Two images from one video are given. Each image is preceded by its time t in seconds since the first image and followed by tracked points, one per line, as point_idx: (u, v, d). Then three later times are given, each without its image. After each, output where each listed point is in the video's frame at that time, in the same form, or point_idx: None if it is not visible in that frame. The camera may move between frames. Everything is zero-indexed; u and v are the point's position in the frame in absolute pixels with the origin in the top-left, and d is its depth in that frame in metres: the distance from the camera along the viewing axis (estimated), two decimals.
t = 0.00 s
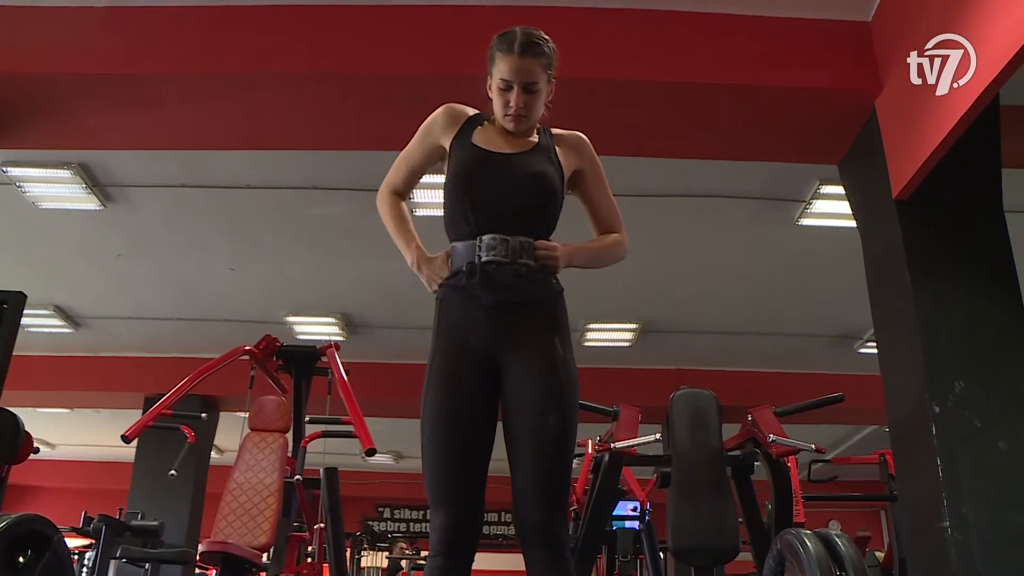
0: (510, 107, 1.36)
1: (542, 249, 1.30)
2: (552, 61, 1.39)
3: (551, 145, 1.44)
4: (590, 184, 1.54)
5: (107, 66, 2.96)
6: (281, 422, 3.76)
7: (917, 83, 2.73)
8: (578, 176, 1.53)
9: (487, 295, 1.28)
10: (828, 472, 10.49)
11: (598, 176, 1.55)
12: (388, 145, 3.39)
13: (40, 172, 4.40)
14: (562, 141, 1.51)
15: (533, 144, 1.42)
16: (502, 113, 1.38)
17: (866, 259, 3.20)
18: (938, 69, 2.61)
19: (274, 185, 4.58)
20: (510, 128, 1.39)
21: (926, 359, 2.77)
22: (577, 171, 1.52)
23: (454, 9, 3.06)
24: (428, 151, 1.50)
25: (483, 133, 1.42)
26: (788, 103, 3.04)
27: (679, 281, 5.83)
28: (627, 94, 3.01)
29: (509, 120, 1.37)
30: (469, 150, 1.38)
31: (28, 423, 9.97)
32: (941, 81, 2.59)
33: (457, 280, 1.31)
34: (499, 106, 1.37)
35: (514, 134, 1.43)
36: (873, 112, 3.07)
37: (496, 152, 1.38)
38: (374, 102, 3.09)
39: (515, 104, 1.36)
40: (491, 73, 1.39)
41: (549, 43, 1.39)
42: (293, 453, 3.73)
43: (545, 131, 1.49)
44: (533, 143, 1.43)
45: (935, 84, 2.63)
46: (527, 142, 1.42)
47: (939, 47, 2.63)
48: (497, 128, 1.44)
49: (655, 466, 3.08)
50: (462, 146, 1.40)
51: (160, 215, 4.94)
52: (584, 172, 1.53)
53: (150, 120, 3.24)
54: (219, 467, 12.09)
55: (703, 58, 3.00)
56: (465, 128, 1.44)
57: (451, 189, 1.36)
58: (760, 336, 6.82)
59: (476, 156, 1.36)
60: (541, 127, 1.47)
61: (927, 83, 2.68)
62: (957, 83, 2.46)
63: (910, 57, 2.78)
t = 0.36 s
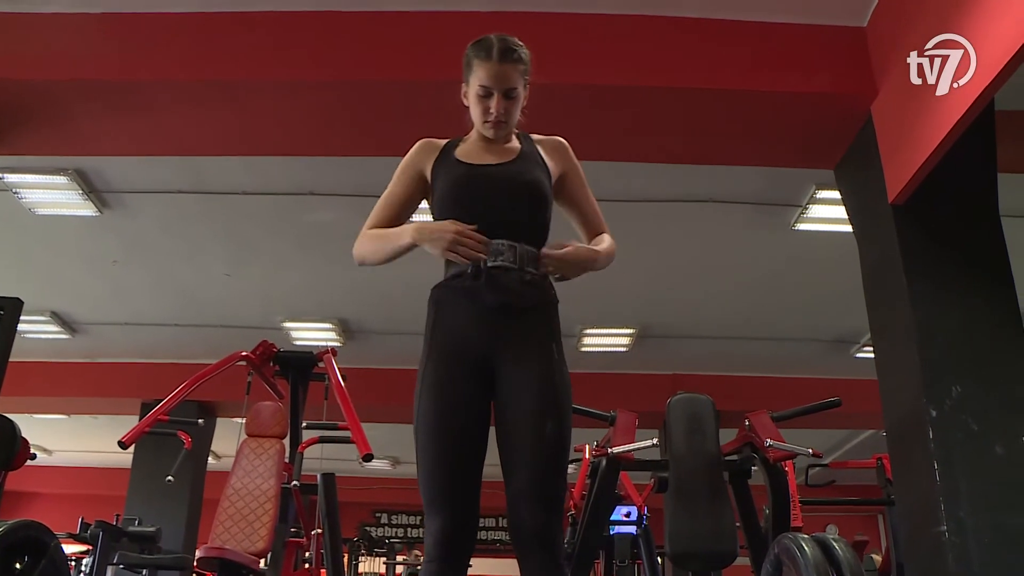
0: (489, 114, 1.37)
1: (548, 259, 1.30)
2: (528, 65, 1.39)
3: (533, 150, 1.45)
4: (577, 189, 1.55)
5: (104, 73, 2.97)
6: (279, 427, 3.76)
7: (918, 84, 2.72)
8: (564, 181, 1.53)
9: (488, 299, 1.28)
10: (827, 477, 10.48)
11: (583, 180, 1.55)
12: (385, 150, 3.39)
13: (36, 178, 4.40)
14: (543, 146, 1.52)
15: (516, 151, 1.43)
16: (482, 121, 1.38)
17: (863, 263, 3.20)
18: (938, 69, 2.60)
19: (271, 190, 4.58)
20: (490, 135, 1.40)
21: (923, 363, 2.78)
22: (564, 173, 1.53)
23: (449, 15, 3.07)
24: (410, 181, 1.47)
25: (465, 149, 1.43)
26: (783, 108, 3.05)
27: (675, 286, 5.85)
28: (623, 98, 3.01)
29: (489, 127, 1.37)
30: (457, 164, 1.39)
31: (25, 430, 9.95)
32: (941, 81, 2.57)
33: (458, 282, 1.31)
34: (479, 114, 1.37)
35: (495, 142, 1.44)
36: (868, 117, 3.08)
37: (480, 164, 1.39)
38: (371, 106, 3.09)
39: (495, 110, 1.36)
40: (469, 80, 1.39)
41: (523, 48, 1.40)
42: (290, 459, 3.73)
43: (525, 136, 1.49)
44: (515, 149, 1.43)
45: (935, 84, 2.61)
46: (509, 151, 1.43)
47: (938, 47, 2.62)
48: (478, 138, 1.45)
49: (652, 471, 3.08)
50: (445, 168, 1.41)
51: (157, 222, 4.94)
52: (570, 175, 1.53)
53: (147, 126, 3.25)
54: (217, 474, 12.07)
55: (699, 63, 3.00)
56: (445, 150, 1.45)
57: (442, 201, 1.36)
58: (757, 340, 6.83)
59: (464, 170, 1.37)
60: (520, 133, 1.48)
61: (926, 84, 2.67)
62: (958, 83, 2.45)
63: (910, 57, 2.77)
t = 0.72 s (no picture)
0: (457, 111, 1.36)
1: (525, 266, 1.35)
2: (493, 64, 1.40)
3: (500, 154, 1.44)
4: (538, 193, 1.53)
5: (103, 74, 2.97)
6: (279, 428, 3.75)
7: (918, 84, 2.72)
8: (527, 184, 1.51)
9: (471, 300, 1.28)
10: (827, 476, 10.49)
11: (545, 185, 1.54)
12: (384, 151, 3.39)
13: (36, 179, 4.40)
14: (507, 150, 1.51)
15: (482, 156, 1.42)
16: (449, 120, 1.37)
17: (863, 262, 3.21)
18: (938, 69, 2.59)
19: (271, 191, 4.58)
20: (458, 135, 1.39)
21: (923, 361, 2.78)
22: (529, 177, 1.51)
23: (448, 15, 3.07)
24: (379, 188, 1.41)
25: (433, 157, 1.42)
26: (783, 107, 3.05)
27: (675, 286, 5.85)
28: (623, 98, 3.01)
29: (456, 125, 1.36)
30: (423, 171, 1.39)
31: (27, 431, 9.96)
32: (941, 81, 2.57)
33: (440, 284, 1.31)
34: (445, 111, 1.36)
35: (460, 147, 1.43)
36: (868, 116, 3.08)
37: (444, 171, 1.39)
38: (370, 107, 3.08)
39: (463, 107, 1.36)
40: (435, 79, 1.38)
41: (487, 47, 1.41)
42: (291, 459, 3.73)
43: (490, 139, 1.49)
44: (481, 153, 1.43)
45: (935, 84, 2.61)
46: (477, 155, 1.42)
47: (938, 47, 2.61)
48: (444, 143, 1.44)
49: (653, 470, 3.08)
50: (413, 177, 1.40)
51: (157, 223, 4.94)
52: (533, 178, 1.52)
53: (147, 126, 3.25)
54: (217, 475, 12.07)
55: (699, 62, 3.00)
56: (411, 156, 1.43)
57: (410, 212, 1.37)
58: (757, 340, 6.83)
59: (430, 178, 1.37)
60: (485, 137, 1.47)
61: (927, 83, 2.67)
62: (958, 83, 2.45)
63: (910, 57, 2.77)
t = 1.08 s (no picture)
0: (467, 99, 1.37)
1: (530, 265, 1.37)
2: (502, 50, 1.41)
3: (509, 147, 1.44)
4: (542, 196, 1.51)
5: (111, 74, 2.98)
6: (288, 426, 3.75)
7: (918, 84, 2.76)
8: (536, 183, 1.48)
9: (475, 300, 1.28)
10: (836, 473, 10.48)
11: (553, 187, 1.52)
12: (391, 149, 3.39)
13: (45, 179, 4.42)
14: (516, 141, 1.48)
15: (493, 148, 1.43)
16: (459, 109, 1.38)
17: (872, 258, 3.19)
18: (938, 69, 2.63)
19: (278, 190, 4.59)
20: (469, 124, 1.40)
21: (932, 357, 2.76)
22: (538, 176, 1.48)
23: (454, 13, 3.08)
24: (387, 196, 1.48)
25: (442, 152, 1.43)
26: (789, 104, 3.05)
27: (682, 282, 5.84)
28: (629, 96, 3.01)
29: (467, 114, 1.37)
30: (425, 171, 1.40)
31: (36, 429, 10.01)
32: (940, 81, 2.61)
33: (444, 285, 1.31)
34: (456, 99, 1.37)
35: (470, 141, 1.44)
36: (875, 112, 3.08)
37: (449, 170, 1.39)
38: (376, 105, 3.09)
39: (473, 95, 1.36)
40: (444, 66, 1.39)
41: (496, 32, 1.41)
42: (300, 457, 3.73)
43: (500, 129, 1.49)
44: (491, 145, 1.44)
45: (936, 84, 2.65)
46: (488, 146, 1.43)
47: (938, 47, 2.65)
48: (453, 136, 1.45)
49: (662, 466, 3.08)
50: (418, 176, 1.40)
51: (165, 222, 4.96)
52: (543, 178, 1.49)
53: (154, 126, 3.26)
54: (226, 473, 12.12)
55: (705, 59, 3.00)
56: (420, 153, 1.45)
57: (412, 215, 1.38)
58: (765, 336, 6.81)
59: (436, 179, 1.37)
60: (495, 128, 1.48)
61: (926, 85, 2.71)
62: (958, 83, 2.49)
63: (910, 57, 2.80)
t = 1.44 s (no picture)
0: (513, 91, 1.32)
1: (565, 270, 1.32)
2: (548, 43, 1.37)
3: (553, 144, 1.41)
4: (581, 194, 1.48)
5: (119, 75, 2.99)
6: (295, 427, 3.74)
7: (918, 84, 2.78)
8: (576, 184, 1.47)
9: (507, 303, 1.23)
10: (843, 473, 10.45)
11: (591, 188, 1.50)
12: (398, 149, 3.40)
13: (53, 180, 4.44)
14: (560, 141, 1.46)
15: (538, 144, 1.39)
16: (505, 101, 1.34)
17: (880, 258, 3.17)
18: (938, 69, 2.66)
19: (285, 190, 4.60)
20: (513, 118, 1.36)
21: (940, 357, 2.75)
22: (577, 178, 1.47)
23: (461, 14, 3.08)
24: (425, 182, 1.41)
25: (484, 142, 1.38)
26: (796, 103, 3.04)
27: (690, 282, 5.82)
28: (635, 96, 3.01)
29: (512, 107, 1.33)
30: (465, 157, 1.35)
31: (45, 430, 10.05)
32: (941, 80, 2.65)
33: (474, 282, 1.26)
34: (501, 91, 1.33)
35: (513, 134, 1.40)
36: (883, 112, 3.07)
37: (491, 160, 1.35)
38: (384, 106, 3.10)
39: (519, 87, 1.32)
40: (489, 57, 1.35)
41: (543, 24, 1.38)
42: (307, 458, 3.74)
43: (545, 129, 1.45)
44: (536, 141, 1.40)
45: (936, 85, 2.67)
46: (532, 143, 1.39)
47: (939, 47, 2.68)
48: (496, 124, 1.41)
49: (671, 467, 3.08)
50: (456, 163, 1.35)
51: (173, 222, 4.97)
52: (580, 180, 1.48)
53: (162, 127, 3.26)
54: (233, 473, 12.16)
55: (712, 57, 2.99)
56: (461, 138, 1.39)
57: (454, 205, 1.32)
58: (773, 336, 6.79)
59: (482, 171, 1.32)
60: (540, 125, 1.44)
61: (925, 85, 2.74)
62: (958, 83, 2.52)
63: (910, 57, 2.83)
